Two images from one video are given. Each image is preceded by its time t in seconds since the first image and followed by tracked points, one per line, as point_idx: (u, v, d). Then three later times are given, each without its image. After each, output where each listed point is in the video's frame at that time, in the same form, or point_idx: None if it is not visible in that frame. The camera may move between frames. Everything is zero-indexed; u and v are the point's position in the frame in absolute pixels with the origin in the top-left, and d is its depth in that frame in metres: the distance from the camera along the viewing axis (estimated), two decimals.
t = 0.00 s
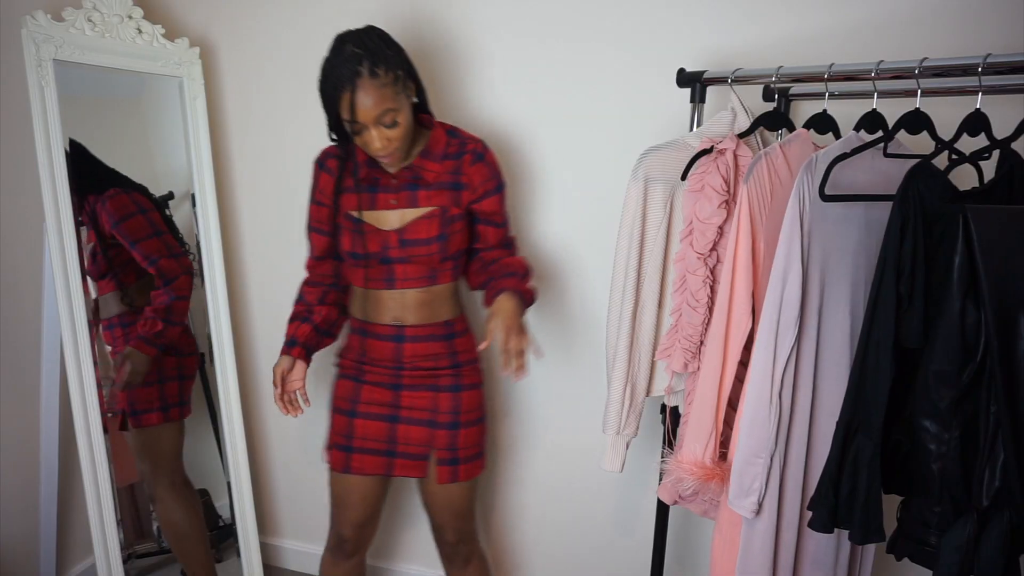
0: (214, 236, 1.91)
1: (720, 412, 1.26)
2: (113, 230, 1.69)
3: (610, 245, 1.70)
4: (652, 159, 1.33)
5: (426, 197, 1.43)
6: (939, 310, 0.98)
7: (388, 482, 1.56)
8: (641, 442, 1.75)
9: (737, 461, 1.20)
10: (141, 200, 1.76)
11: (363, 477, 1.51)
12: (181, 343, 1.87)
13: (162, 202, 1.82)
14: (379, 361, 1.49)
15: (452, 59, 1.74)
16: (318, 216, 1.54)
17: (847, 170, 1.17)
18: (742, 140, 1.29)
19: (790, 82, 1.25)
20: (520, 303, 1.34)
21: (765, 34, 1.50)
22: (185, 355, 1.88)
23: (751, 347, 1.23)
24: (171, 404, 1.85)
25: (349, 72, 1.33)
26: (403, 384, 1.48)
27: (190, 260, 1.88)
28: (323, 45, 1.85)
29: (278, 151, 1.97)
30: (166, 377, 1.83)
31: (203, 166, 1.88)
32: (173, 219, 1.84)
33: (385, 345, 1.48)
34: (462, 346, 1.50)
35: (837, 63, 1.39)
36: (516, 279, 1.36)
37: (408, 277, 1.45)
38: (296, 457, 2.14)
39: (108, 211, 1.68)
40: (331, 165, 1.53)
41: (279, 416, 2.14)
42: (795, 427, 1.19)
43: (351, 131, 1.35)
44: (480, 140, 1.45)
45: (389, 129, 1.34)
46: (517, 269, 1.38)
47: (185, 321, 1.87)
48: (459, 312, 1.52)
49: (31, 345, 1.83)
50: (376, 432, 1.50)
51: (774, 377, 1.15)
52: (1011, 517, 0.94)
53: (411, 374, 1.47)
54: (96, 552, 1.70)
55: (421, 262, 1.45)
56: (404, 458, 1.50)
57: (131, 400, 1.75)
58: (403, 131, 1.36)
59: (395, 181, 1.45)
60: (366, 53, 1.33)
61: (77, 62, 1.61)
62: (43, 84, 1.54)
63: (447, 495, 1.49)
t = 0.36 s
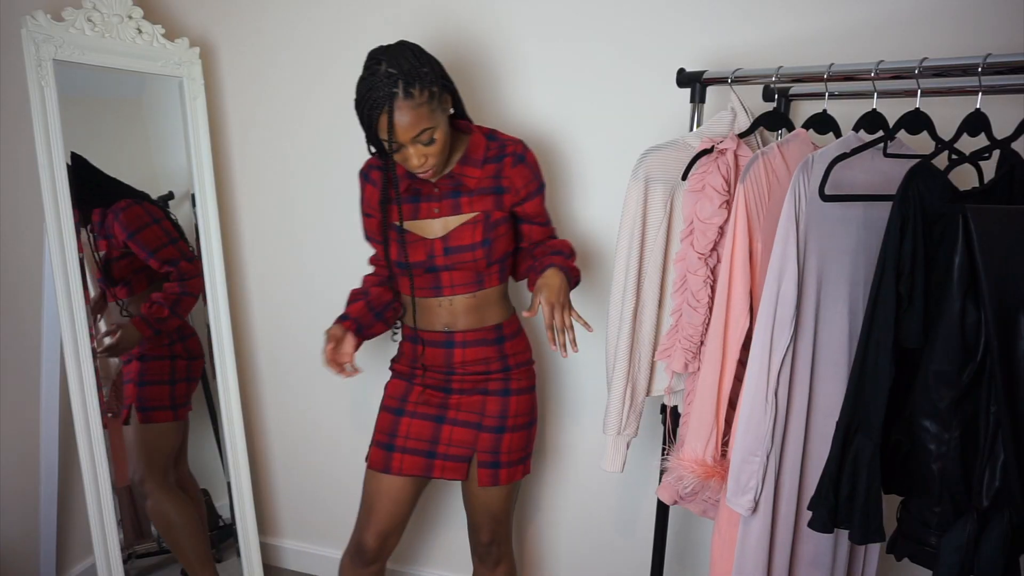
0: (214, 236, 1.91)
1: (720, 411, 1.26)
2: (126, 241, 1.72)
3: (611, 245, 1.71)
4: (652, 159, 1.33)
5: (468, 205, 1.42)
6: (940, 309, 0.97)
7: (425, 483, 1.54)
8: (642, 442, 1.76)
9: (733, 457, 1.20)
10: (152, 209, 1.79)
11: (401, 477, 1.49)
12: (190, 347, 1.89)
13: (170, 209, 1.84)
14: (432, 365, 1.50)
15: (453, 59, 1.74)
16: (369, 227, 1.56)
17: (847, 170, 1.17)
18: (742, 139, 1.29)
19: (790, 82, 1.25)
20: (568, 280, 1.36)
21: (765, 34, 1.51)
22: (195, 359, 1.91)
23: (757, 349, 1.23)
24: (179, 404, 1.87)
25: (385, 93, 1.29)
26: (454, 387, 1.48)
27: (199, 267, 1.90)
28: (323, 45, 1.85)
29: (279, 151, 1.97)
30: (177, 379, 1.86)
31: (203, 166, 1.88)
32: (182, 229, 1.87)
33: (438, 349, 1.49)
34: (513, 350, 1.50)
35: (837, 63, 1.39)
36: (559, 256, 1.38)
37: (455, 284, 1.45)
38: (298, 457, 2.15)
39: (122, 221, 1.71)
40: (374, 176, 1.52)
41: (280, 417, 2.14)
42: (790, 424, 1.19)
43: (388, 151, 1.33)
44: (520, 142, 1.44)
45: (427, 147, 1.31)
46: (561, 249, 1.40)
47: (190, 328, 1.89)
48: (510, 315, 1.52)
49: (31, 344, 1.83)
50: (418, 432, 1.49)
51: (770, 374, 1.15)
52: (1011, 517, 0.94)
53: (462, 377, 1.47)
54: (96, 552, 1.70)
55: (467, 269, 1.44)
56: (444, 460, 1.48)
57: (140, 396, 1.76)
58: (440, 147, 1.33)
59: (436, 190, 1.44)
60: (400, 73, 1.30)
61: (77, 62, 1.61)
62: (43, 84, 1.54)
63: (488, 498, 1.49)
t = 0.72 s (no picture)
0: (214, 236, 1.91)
1: (716, 408, 1.26)
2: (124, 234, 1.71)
3: (610, 244, 1.71)
4: (652, 159, 1.32)
5: (459, 197, 1.44)
6: (940, 309, 0.97)
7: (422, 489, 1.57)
8: (642, 442, 1.76)
9: (730, 456, 1.20)
10: (155, 206, 1.80)
11: (392, 484, 1.52)
12: (184, 347, 1.88)
13: (173, 206, 1.85)
14: (412, 364, 1.50)
15: (452, 59, 1.74)
16: (358, 217, 1.55)
17: (847, 171, 1.17)
18: (742, 140, 1.29)
19: (790, 82, 1.25)
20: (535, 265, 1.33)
21: (765, 34, 1.51)
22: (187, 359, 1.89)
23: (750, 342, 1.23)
24: (172, 407, 1.85)
25: (387, 76, 1.30)
26: (435, 387, 1.49)
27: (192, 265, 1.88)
28: (323, 45, 1.85)
29: (278, 152, 1.97)
30: (169, 380, 1.84)
31: (203, 167, 1.88)
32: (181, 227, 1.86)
33: (418, 347, 1.49)
34: (494, 349, 1.51)
35: (837, 63, 1.39)
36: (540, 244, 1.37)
37: (440, 278, 1.47)
38: (298, 457, 2.14)
39: (126, 213, 1.71)
40: (369, 167, 1.53)
41: (280, 417, 2.14)
42: (785, 422, 1.19)
43: (387, 135, 1.33)
44: (515, 142, 1.44)
45: (424, 133, 1.32)
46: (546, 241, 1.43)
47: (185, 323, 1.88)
48: (492, 315, 1.53)
49: (31, 344, 1.83)
50: (404, 439, 1.51)
51: (766, 374, 1.15)
52: (1011, 517, 0.94)
53: (443, 378, 1.48)
54: (96, 552, 1.70)
55: (453, 263, 1.46)
56: (432, 466, 1.50)
57: (133, 401, 1.75)
58: (438, 134, 1.33)
59: (429, 181, 1.46)
60: (402, 58, 1.30)
61: (77, 62, 1.61)
62: (43, 84, 1.54)
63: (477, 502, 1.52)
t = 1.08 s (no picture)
0: (214, 236, 1.91)
1: (712, 406, 1.26)
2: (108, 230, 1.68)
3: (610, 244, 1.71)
4: (653, 159, 1.32)
5: (429, 190, 1.47)
6: (939, 309, 0.98)
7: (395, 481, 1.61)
8: (642, 441, 1.76)
9: (727, 455, 1.20)
10: (144, 203, 1.76)
11: (369, 476, 1.56)
12: (176, 343, 1.85)
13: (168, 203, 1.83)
14: (376, 361, 1.51)
15: (453, 59, 1.74)
16: (317, 213, 1.55)
17: (847, 171, 1.18)
18: (742, 139, 1.28)
19: (790, 82, 1.25)
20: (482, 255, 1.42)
21: (765, 34, 1.51)
22: (181, 355, 1.87)
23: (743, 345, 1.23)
24: (165, 406, 1.83)
25: (356, 58, 1.34)
26: (400, 382, 1.50)
27: (182, 261, 1.86)
28: (323, 45, 1.85)
29: (278, 152, 1.97)
30: (159, 378, 1.81)
31: (203, 167, 1.88)
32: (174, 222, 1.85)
33: (383, 344, 1.50)
34: (457, 346, 1.54)
35: (837, 63, 1.39)
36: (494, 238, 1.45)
37: (408, 274, 1.48)
38: (297, 457, 2.15)
39: (112, 210, 1.68)
40: (333, 163, 1.54)
41: (280, 417, 2.14)
42: (784, 422, 1.19)
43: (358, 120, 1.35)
44: (482, 142, 1.50)
45: (394, 114, 1.35)
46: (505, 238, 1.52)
47: (182, 318, 1.87)
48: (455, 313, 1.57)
49: (31, 344, 1.83)
50: (377, 433, 1.53)
51: (763, 373, 1.15)
52: (1010, 517, 0.94)
53: (408, 373, 1.49)
54: (96, 552, 1.70)
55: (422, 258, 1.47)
56: (409, 459, 1.53)
57: (127, 403, 1.73)
58: (408, 117, 1.36)
59: (398, 174, 1.48)
60: (370, 41, 1.36)
61: (77, 62, 1.61)
62: (43, 84, 1.54)
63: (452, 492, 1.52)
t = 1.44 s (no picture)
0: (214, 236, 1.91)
1: (713, 406, 1.25)
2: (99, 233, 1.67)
3: (610, 244, 1.71)
4: (653, 159, 1.32)
5: (425, 186, 1.46)
6: (940, 309, 0.98)
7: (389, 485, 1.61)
8: (642, 441, 1.76)
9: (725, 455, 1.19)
10: (141, 205, 1.76)
11: (360, 483, 1.56)
12: (166, 344, 1.84)
13: (164, 204, 1.82)
14: (366, 366, 1.50)
15: (453, 59, 1.74)
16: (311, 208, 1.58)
17: (847, 171, 1.18)
18: (742, 139, 1.28)
19: (790, 82, 1.25)
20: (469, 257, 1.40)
21: (765, 34, 1.50)
22: (173, 355, 1.86)
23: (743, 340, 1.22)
24: (159, 407, 1.82)
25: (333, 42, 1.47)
26: (390, 388, 1.50)
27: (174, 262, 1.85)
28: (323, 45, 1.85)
29: (278, 152, 1.97)
30: (151, 380, 1.80)
31: (203, 167, 1.88)
32: (170, 223, 1.84)
33: (373, 349, 1.49)
34: (449, 349, 1.54)
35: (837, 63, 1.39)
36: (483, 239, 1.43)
37: (400, 272, 1.48)
38: (297, 457, 2.14)
39: (110, 211, 1.68)
40: (331, 159, 1.58)
41: (280, 417, 2.14)
42: (783, 422, 1.19)
43: (337, 92, 1.43)
44: (482, 143, 1.51)
45: (366, 78, 1.40)
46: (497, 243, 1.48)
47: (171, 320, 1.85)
48: (448, 316, 1.57)
49: (31, 344, 1.83)
50: (369, 440, 1.53)
51: (761, 372, 1.15)
52: (1011, 517, 0.94)
53: (398, 378, 1.49)
54: (96, 553, 1.70)
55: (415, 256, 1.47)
56: (402, 465, 1.53)
57: (119, 405, 1.72)
58: (382, 79, 1.40)
59: (395, 168, 1.49)
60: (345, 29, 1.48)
61: (77, 62, 1.61)
62: (43, 84, 1.54)
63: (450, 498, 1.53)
